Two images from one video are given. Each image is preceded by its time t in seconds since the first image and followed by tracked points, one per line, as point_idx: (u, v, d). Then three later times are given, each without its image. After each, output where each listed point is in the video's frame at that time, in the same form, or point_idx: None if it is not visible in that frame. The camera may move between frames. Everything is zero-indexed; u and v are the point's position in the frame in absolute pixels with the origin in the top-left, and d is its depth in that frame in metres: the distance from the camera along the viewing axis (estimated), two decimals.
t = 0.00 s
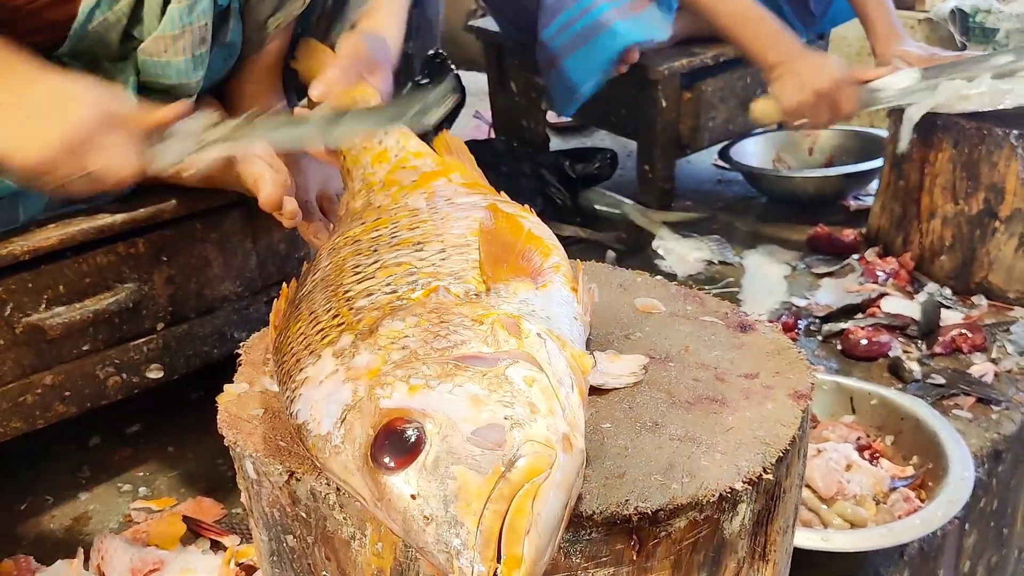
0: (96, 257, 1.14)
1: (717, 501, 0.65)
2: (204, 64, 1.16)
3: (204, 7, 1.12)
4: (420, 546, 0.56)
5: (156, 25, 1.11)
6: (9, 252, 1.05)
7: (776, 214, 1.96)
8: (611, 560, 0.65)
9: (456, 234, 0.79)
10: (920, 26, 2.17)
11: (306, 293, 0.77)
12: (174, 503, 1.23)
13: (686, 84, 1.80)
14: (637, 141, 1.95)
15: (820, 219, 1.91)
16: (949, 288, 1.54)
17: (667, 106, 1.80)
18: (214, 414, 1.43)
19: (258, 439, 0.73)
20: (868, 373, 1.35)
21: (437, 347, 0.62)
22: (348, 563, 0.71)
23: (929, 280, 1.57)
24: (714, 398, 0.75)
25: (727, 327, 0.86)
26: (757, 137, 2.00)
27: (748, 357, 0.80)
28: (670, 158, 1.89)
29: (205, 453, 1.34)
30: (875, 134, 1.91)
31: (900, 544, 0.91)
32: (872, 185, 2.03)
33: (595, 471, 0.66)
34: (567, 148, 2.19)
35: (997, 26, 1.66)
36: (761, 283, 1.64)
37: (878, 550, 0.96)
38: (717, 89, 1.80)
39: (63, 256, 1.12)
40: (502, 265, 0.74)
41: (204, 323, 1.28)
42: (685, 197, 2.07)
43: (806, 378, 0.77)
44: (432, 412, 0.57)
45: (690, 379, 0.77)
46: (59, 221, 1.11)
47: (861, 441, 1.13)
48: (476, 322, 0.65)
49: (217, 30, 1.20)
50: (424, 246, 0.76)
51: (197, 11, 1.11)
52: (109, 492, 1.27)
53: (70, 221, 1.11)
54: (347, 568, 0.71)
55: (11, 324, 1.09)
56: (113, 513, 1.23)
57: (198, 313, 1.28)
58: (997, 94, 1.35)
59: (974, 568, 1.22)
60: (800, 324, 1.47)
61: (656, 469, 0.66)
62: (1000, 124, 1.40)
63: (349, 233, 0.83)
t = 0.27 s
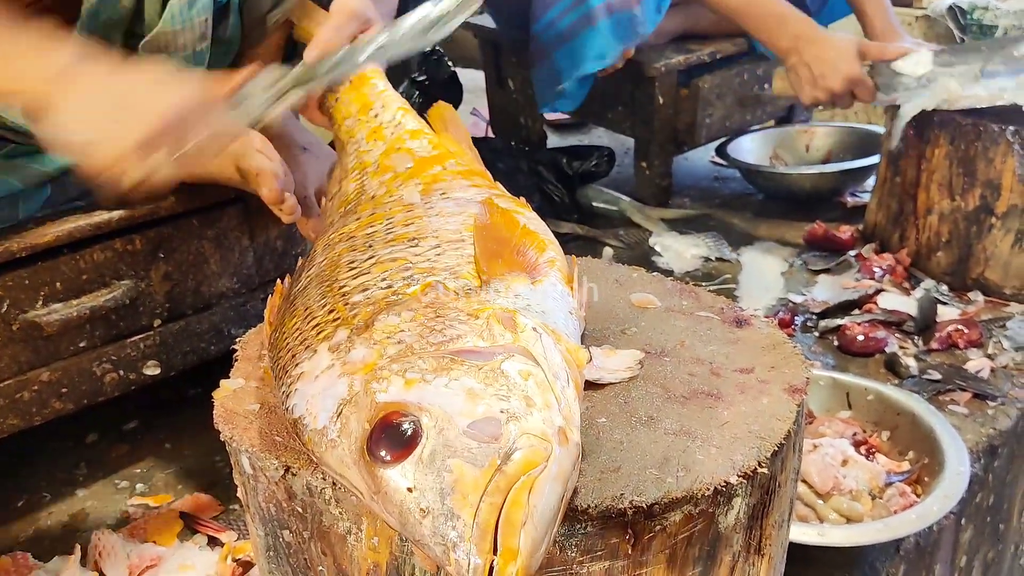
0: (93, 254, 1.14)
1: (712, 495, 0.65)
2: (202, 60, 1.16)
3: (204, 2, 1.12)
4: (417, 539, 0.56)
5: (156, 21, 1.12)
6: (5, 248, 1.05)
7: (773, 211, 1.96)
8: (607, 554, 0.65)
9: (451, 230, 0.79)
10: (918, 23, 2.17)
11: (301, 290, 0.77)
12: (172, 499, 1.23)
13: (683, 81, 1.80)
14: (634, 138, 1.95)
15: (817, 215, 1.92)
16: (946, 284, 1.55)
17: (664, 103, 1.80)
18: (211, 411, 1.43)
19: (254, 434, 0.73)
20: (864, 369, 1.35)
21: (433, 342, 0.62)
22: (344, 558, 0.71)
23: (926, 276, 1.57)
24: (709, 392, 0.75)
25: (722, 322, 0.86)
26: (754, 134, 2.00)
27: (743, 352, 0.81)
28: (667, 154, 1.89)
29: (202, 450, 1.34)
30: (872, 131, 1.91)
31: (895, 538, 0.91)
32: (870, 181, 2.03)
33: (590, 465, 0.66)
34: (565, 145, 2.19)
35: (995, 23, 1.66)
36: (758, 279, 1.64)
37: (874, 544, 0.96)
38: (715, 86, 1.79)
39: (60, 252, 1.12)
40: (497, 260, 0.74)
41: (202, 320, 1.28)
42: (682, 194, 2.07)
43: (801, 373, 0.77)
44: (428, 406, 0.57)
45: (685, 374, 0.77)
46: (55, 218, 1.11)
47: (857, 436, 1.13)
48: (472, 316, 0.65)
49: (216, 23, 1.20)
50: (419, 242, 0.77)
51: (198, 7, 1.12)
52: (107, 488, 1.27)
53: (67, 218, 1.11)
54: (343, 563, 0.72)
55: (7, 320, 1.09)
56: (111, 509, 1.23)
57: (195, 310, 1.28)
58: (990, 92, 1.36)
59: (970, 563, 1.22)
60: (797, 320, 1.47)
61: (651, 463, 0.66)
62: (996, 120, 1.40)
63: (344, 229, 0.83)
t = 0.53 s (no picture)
0: (93, 251, 1.14)
1: (712, 490, 0.65)
2: (204, 62, 1.16)
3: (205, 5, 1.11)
4: (429, 532, 0.56)
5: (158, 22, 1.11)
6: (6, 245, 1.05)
7: (774, 207, 1.96)
8: (608, 549, 0.65)
9: (447, 223, 0.79)
10: (918, 20, 2.16)
11: (297, 288, 0.77)
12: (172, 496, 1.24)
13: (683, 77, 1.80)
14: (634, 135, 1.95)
15: (817, 212, 1.91)
16: (946, 280, 1.55)
17: (664, 99, 1.79)
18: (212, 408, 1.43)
19: (255, 430, 0.73)
20: (865, 365, 1.35)
21: (433, 336, 0.62)
22: (345, 553, 0.71)
23: (926, 272, 1.57)
24: (710, 387, 0.75)
25: (723, 317, 0.86)
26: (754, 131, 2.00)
27: (744, 347, 0.81)
28: (667, 151, 1.89)
29: (203, 446, 1.34)
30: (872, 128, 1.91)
31: (895, 534, 0.91)
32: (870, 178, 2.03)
33: (591, 460, 0.66)
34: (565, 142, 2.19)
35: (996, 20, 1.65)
36: (758, 276, 1.64)
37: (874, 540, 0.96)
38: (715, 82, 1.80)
39: (60, 250, 1.12)
40: (495, 253, 0.74)
41: (202, 317, 1.28)
42: (682, 191, 2.07)
43: (802, 368, 0.77)
44: (433, 400, 0.57)
45: (686, 369, 0.77)
46: (55, 216, 1.11)
47: (857, 432, 1.13)
48: (471, 310, 0.64)
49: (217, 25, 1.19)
50: (415, 237, 0.76)
51: (197, 9, 1.10)
52: (108, 485, 1.27)
53: (66, 215, 1.11)
54: (344, 558, 0.72)
55: (8, 317, 1.10)
56: (112, 506, 1.23)
57: (196, 307, 1.28)
58: (990, 83, 1.38)
59: (971, 559, 1.22)
60: (797, 317, 1.47)
61: (651, 458, 0.66)
62: (996, 116, 1.39)
63: (339, 227, 0.82)
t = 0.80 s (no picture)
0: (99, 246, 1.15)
1: (717, 483, 0.66)
2: (218, 60, 1.15)
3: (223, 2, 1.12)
4: (434, 525, 0.56)
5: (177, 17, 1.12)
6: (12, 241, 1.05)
7: (777, 204, 1.96)
8: (612, 541, 0.66)
9: (454, 220, 0.79)
10: (921, 16, 2.16)
11: (304, 283, 0.77)
12: (177, 491, 1.24)
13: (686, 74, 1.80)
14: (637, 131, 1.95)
15: (820, 208, 1.92)
16: (949, 276, 1.55)
17: (667, 96, 1.79)
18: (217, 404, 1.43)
19: (261, 424, 0.74)
20: (868, 361, 1.35)
21: (441, 331, 0.62)
22: (351, 546, 0.72)
23: (929, 268, 1.57)
24: (714, 381, 0.75)
25: (727, 312, 0.86)
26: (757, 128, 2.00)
27: (748, 342, 0.81)
28: (670, 147, 1.89)
29: (207, 442, 1.35)
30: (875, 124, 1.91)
31: (898, 528, 0.92)
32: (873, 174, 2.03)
33: (596, 454, 0.67)
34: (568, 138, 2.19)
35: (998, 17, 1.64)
36: (761, 272, 1.64)
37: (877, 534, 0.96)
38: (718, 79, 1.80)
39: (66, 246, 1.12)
40: (502, 249, 0.74)
41: (206, 313, 1.29)
42: (685, 188, 2.07)
43: (805, 363, 0.78)
44: (440, 394, 0.57)
45: (691, 364, 0.78)
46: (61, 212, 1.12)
47: (860, 427, 1.14)
48: (478, 305, 0.65)
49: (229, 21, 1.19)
50: (422, 233, 0.77)
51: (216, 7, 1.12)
52: (113, 480, 1.28)
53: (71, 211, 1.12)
54: (350, 551, 0.72)
55: (14, 313, 1.10)
56: (117, 501, 1.24)
57: (200, 303, 1.28)
58: (991, 80, 1.38)
59: (974, 554, 1.23)
60: (800, 313, 1.47)
61: (656, 452, 0.67)
62: (999, 112, 1.40)
63: (345, 222, 0.83)
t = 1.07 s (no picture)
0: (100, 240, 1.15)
1: (718, 474, 0.66)
2: (219, 55, 1.15)
3: None
4: (435, 518, 0.56)
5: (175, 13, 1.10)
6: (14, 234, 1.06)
7: (778, 199, 1.96)
8: (613, 533, 0.66)
9: (455, 214, 0.79)
10: (923, 12, 2.15)
11: (306, 275, 0.77)
12: (179, 484, 1.24)
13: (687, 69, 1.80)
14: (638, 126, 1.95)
15: (822, 203, 1.92)
16: (950, 271, 1.55)
17: (668, 91, 1.79)
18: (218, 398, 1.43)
19: (262, 416, 0.74)
20: (869, 355, 1.35)
21: (442, 323, 0.62)
22: (352, 538, 0.72)
23: (930, 263, 1.57)
24: (715, 373, 0.75)
25: (728, 305, 0.86)
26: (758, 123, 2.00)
27: (748, 334, 0.81)
28: (671, 143, 1.89)
29: (208, 436, 1.35)
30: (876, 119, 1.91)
31: (899, 521, 0.92)
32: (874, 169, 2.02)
33: (597, 445, 0.67)
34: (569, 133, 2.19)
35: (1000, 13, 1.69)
36: (762, 267, 1.64)
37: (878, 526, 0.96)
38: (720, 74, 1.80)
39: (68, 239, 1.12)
40: (504, 242, 0.74)
41: (208, 307, 1.29)
42: (686, 183, 2.07)
43: (806, 355, 0.78)
44: (441, 386, 0.57)
45: (691, 356, 0.78)
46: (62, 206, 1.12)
47: (861, 421, 1.14)
48: (480, 297, 0.65)
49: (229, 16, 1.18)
50: (424, 226, 0.77)
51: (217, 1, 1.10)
52: (115, 474, 1.28)
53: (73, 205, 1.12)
54: (351, 543, 0.72)
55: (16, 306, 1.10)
56: (119, 494, 1.24)
57: (202, 297, 1.28)
58: (992, 76, 1.39)
59: (974, 548, 1.23)
60: (801, 307, 1.47)
61: (657, 443, 0.67)
62: (1000, 107, 1.39)
63: (348, 216, 0.83)
